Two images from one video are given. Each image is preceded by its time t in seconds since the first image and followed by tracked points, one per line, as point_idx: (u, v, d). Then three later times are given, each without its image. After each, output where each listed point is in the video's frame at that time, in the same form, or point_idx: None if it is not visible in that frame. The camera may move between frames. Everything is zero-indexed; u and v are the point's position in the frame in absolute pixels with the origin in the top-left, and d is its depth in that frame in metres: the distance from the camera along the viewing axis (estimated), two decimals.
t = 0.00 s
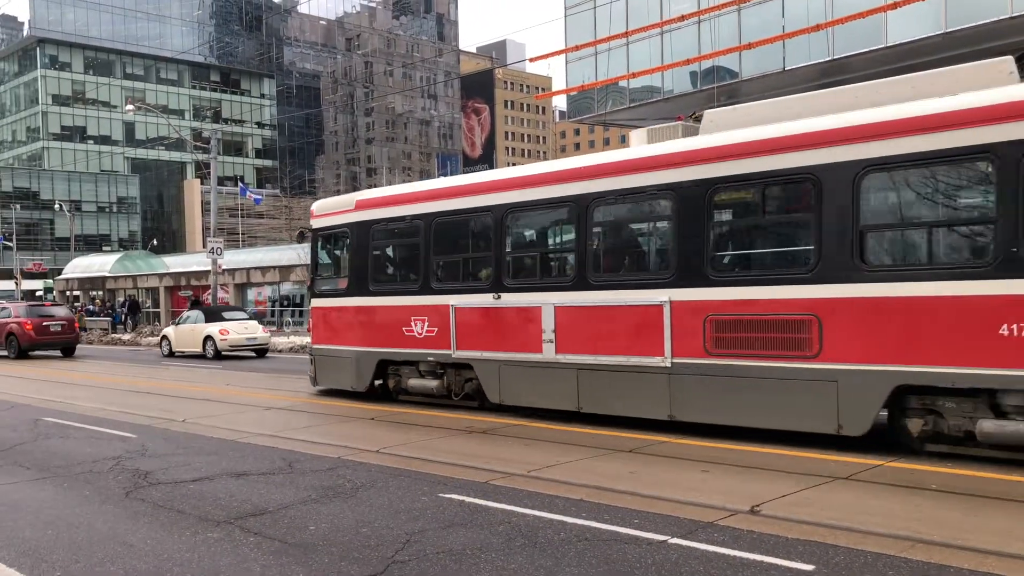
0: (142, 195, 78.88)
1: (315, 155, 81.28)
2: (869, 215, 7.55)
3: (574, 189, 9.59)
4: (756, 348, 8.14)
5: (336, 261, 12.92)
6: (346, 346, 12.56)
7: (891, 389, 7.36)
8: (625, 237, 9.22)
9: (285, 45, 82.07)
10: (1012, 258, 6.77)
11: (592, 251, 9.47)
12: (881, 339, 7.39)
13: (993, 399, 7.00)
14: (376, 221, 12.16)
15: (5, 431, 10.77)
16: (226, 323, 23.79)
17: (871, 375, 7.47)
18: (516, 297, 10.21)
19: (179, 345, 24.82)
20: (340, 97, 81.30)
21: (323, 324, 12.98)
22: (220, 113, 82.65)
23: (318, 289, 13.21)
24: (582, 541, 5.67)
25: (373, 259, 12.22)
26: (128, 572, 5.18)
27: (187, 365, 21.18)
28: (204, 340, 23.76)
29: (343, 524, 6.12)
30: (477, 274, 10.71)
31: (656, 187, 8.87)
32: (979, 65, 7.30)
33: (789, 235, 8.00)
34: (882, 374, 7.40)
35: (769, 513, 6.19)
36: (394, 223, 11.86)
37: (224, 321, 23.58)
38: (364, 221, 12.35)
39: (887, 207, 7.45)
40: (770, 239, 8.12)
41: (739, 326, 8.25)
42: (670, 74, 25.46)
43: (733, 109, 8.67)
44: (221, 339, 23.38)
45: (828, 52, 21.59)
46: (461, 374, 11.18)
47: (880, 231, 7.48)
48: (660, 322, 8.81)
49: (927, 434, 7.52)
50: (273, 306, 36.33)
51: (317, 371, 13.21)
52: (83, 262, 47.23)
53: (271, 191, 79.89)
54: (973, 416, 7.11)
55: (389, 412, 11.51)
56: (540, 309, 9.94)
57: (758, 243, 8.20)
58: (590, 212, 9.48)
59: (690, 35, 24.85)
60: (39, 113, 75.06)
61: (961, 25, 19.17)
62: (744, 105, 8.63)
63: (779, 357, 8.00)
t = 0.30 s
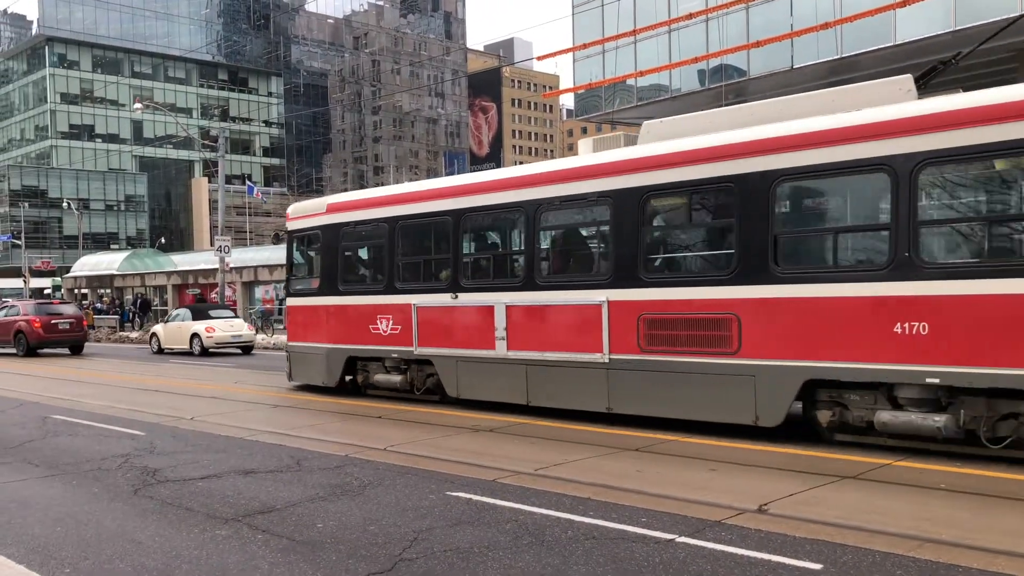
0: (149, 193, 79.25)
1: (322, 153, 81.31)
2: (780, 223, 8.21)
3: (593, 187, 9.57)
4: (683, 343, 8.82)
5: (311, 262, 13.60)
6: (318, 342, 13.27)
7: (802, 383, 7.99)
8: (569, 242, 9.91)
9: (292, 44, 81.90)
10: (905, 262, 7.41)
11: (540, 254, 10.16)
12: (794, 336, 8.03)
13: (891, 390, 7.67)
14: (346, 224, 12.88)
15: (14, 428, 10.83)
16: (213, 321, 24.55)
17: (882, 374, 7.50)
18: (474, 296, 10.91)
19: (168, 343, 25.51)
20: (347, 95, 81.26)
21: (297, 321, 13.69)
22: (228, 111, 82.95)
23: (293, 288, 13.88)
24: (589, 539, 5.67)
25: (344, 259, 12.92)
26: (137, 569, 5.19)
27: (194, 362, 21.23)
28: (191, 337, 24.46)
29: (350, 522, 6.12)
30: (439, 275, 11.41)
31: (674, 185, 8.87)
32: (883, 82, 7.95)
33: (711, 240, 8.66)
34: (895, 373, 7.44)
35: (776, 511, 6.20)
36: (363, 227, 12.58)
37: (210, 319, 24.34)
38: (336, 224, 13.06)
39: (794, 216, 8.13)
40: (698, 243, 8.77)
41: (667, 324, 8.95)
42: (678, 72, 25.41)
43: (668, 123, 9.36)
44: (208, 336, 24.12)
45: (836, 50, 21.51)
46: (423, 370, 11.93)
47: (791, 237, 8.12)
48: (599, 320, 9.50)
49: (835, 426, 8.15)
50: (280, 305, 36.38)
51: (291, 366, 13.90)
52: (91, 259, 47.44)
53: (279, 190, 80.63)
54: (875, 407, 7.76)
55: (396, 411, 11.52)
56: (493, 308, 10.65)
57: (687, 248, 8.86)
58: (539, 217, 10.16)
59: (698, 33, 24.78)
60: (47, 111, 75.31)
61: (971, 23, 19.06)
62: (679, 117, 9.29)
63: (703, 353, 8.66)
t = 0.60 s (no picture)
0: (153, 191, 79.41)
1: (326, 151, 80.09)
2: (707, 227, 8.71)
3: (597, 186, 9.55)
4: (622, 341, 9.35)
5: (284, 262, 14.01)
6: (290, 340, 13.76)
7: (726, 377, 8.53)
8: (521, 245, 10.41)
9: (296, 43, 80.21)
10: (817, 266, 7.94)
11: (495, 257, 10.68)
12: (720, 334, 8.55)
13: (807, 385, 8.20)
14: (317, 226, 13.33)
15: (19, 426, 10.86)
16: (198, 318, 25.11)
17: (885, 374, 7.53)
18: (434, 296, 11.43)
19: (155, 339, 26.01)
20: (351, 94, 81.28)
21: (271, 319, 14.15)
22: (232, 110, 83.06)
23: (268, 288, 14.28)
24: (593, 538, 5.67)
25: (316, 260, 13.34)
26: (142, 566, 5.20)
27: (199, 361, 21.25)
28: (178, 335, 25.05)
29: (354, 520, 6.14)
30: (403, 275, 11.89)
31: (683, 184, 8.83)
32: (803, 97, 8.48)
33: (647, 244, 9.18)
34: (899, 373, 7.45)
35: (780, 510, 6.19)
36: (332, 228, 13.05)
37: (196, 317, 24.91)
38: (307, 226, 13.51)
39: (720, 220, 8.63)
40: (640, 246, 9.25)
41: (608, 322, 9.46)
42: (682, 71, 25.35)
43: (612, 132, 9.86)
44: (193, 334, 24.66)
45: (841, 49, 21.49)
46: (388, 366, 12.40)
47: (716, 241, 8.65)
48: (547, 319, 10.00)
49: (759, 418, 8.70)
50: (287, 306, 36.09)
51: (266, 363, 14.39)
52: (95, 257, 47.52)
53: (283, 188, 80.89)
54: (792, 400, 8.30)
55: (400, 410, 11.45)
56: (452, 307, 11.15)
57: (626, 251, 9.37)
58: (493, 221, 10.70)
59: (703, 32, 24.73)
60: (52, 109, 75.45)
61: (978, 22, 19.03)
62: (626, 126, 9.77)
63: (640, 351, 9.20)
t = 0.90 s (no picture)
0: (154, 191, 79.45)
1: (327, 151, 80.08)
2: (647, 231, 9.21)
3: (596, 186, 9.59)
4: (570, 339, 9.85)
5: (261, 263, 14.49)
6: (266, 339, 14.27)
7: (664, 372, 9.02)
8: (478, 248, 10.90)
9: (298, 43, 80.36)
10: (743, 268, 8.45)
11: (455, 259, 11.15)
12: (657, 332, 9.05)
13: (736, 380, 8.63)
14: (290, 229, 13.82)
15: (19, 425, 10.86)
16: (184, 317, 25.54)
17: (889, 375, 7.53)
18: (399, 296, 11.91)
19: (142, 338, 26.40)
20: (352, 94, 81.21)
21: (249, 318, 14.67)
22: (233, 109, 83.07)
23: (246, 288, 14.76)
24: (592, 537, 5.67)
25: (289, 261, 13.81)
26: (143, 566, 5.20)
27: (199, 360, 21.27)
28: (163, 333, 25.48)
29: (355, 519, 6.14)
30: (371, 276, 12.36)
31: (685, 183, 8.86)
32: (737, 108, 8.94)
33: (592, 247, 9.69)
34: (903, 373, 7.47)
35: (781, 511, 6.19)
36: (304, 230, 13.55)
37: (182, 316, 25.34)
38: (281, 228, 13.99)
39: (660, 224, 9.12)
40: (588, 249, 9.73)
41: (559, 321, 9.95)
42: (683, 70, 25.32)
43: (564, 140, 10.32)
44: (179, 333, 25.08)
45: (842, 49, 21.49)
46: (358, 363, 12.89)
47: (655, 244, 9.15)
48: (502, 319, 10.50)
49: (693, 413, 9.15)
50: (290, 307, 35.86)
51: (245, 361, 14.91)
52: (97, 256, 47.49)
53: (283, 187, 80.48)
54: (723, 395, 8.74)
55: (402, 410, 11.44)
56: (416, 307, 11.64)
57: (576, 254, 9.86)
58: (453, 223, 11.20)
59: (704, 32, 24.73)
60: (52, 109, 75.47)
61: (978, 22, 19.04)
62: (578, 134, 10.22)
63: (588, 348, 9.69)
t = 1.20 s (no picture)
0: (154, 193, 79.49)
1: (327, 152, 78.81)
2: (596, 236, 9.71)
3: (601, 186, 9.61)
4: (526, 339, 10.36)
5: (241, 267, 15.04)
6: (245, 340, 14.81)
7: (613, 370, 9.50)
8: (442, 252, 11.40)
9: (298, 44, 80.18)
10: (682, 272, 8.93)
11: (423, 262, 11.65)
12: (605, 332, 9.55)
13: (678, 378, 9.15)
14: (268, 233, 14.36)
15: (20, 426, 10.87)
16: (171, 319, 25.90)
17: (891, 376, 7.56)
18: (368, 298, 12.41)
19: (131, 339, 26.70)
20: (352, 96, 81.16)
21: (229, 320, 15.23)
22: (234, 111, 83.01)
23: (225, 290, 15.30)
24: (591, 539, 5.68)
25: (267, 264, 14.34)
26: (143, 567, 5.20)
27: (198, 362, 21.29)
28: (151, 334, 25.67)
29: (355, 521, 6.14)
30: (344, 278, 12.87)
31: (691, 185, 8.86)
32: (679, 120, 9.41)
33: (546, 252, 10.19)
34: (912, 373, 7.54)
35: (780, 513, 6.19)
36: (280, 235, 14.10)
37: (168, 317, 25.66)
38: (259, 233, 14.53)
39: (607, 230, 9.62)
40: (545, 253, 10.20)
41: (517, 321, 10.45)
42: (683, 72, 25.30)
43: (523, 150, 10.82)
44: (165, 334, 25.41)
45: (841, 51, 21.50)
46: (331, 363, 13.44)
47: (602, 250, 9.65)
48: (464, 320, 11.00)
49: (641, 409, 9.68)
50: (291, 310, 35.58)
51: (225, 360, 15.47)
52: (97, 258, 47.40)
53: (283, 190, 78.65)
54: (666, 392, 9.27)
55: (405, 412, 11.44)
56: (384, 309, 12.13)
57: (533, 258, 10.35)
58: (420, 228, 11.72)
59: (704, 34, 24.74)
60: (53, 111, 75.66)
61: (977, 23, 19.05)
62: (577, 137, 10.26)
63: (543, 348, 10.18)
